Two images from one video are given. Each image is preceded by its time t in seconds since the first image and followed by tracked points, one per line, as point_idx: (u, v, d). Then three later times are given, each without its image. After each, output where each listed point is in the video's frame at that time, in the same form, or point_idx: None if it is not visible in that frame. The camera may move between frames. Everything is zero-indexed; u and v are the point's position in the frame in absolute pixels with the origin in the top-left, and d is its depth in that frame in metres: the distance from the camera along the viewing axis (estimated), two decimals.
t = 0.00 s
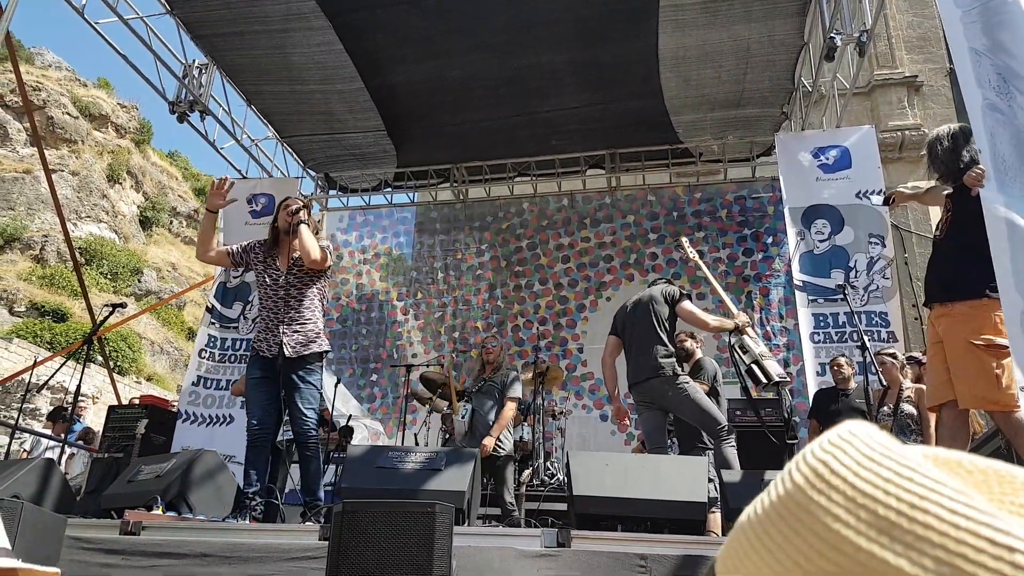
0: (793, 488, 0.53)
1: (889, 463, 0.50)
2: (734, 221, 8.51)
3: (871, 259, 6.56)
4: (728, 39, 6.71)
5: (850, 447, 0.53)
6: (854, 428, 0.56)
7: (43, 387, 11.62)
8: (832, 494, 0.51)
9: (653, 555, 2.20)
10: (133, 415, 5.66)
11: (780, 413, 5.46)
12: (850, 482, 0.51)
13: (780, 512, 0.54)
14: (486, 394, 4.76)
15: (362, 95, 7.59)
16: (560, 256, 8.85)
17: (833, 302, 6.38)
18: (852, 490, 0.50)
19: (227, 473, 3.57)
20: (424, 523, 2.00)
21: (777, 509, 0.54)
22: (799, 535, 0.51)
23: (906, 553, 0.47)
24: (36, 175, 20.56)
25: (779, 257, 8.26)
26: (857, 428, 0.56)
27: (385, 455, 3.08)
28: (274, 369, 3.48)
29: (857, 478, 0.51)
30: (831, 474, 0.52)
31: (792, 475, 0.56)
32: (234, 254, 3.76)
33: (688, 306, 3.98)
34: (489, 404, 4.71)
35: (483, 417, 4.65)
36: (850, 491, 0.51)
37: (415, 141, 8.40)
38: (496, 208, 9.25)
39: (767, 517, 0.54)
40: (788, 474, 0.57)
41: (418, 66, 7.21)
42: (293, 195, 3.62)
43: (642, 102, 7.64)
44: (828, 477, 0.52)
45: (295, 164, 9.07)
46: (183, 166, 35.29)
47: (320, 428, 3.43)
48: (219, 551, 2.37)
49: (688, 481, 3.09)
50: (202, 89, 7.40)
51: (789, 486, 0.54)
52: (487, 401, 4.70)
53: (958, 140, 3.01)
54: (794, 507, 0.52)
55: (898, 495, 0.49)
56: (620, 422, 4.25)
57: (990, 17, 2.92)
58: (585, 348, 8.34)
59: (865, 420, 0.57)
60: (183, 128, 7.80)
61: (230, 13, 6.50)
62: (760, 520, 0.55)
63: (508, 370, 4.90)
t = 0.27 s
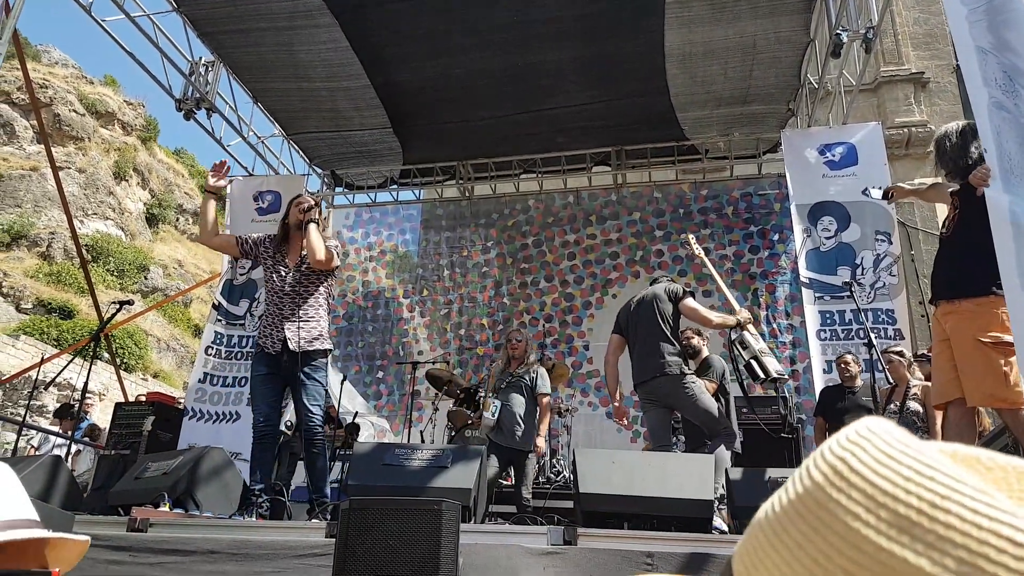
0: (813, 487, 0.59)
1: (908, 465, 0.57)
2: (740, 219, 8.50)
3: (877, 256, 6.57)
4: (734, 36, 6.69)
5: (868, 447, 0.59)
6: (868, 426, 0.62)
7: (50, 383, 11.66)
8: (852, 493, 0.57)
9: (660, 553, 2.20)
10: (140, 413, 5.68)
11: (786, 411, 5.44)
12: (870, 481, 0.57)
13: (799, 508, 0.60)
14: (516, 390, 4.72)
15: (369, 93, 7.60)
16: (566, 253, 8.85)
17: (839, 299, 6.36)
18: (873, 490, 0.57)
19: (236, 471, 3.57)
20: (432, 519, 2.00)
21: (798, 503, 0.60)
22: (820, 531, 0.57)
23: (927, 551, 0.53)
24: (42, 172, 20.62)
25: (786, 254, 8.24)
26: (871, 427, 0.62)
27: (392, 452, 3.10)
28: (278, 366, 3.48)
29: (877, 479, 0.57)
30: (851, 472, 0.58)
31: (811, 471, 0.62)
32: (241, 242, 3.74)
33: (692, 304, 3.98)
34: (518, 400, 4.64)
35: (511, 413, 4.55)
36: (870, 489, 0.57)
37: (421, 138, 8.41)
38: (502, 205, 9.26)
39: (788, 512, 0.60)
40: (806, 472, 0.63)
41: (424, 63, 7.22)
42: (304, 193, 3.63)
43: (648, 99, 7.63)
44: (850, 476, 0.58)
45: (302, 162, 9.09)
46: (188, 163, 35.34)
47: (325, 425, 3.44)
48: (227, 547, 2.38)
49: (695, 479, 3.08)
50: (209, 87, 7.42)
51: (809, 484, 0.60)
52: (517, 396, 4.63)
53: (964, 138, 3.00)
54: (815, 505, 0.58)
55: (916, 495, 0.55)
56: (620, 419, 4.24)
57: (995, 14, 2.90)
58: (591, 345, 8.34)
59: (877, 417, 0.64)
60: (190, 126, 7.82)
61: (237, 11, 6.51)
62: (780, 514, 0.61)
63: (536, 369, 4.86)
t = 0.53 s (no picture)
0: (823, 488, 0.60)
1: (916, 468, 0.58)
2: (743, 220, 8.50)
3: (879, 258, 6.56)
4: (737, 37, 6.69)
5: (878, 448, 0.60)
6: (879, 429, 0.63)
7: (53, 383, 11.69)
8: (861, 494, 0.58)
9: (661, 554, 2.20)
10: (142, 413, 5.70)
11: (789, 412, 5.43)
12: (879, 482, 0.58)
13: (809, 510, 0.60)
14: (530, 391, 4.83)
15: (372, 94, 7.61)
16: (569, 254, 8.85)
17: (842, 300, 6.36)
18: (882, 490, 0.58)
19: (238, 471, 3.60)
20: (434, 521, 2.01)
21: (806, 506, 0.61)
22: (826, 532, 0.58)
23: (934, 552, 0.54)
24: (46, 173, 20.65)
25: (788, 255, 8.24)
26: (881, 430, 0.63)
27: (393, 454, 3.10)
28: (281, 368, 3.49)
29: (886, 480, 0.58)
30: (860, 473, 0.59)
31: (822, 474, 0.62)
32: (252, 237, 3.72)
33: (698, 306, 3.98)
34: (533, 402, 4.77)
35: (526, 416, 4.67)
36: (879, 491, 0.58)
37: (424, 139, 8.42)
38: (505, 206, 9.27)
39: (798, 513, 0.61)
40: (816, 473, 0.64)
41: (427, 64, 7.23)
42: (317, 197, 3.61)
43: (651, 100, 7.63)
44: (858, 477, 0.59)
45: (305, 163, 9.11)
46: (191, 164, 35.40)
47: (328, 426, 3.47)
48: (229, 548, 2.39)
49: (695, 480, 3.08)
50: (212, 87, 7.44)
51: (818, 485, 0.61)
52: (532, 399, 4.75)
53: (965, 140, 3.00)
54: (823, 506, 0.59)
55: (925, 498, 0.56)
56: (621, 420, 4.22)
57: (997, 17, 2.90)
58: (594, 346, 8.34)
59: (888, 420, 0.65)
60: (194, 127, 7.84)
61: (240, 12, 6.53)
62: (790, 517, 0.62)
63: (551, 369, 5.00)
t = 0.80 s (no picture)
0: (823, 488, 0.64)
1: (912, 470, 0.61)
2: (741, 221, 8.51)
3: (876, 259, 6.56)
4: (734, 39, 6.71)
5: (876, 451, 0.64)
6: (876, 433, 0.67)
7: (49, 386, 11.66)
8: (859, 494, 0.62)
9: (658, 555, 2.21)
10: (139, 416, 5.70)
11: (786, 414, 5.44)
12: (877, 482, 0.62)
13: (808, 509, 0.64)
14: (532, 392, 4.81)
15: (370, 96, 7.62)
16: (567, 256, 8.86)
17: (838, 302, 6.38)
18: (880, 492, 0.61)
19: (233, 473, 3.60)
20: (431, 522, 2.01)
21: (808, 506, 0.64)
22: (827, 530, 0.61)
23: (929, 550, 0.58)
24: (42, 175, 20.60)
25: (785, 257, 8.25)
26: (879, 434, 0.67)
27: (391, 456, 3.10)
28: (280, 368, 3.49)
29: (885, 482, 0.62)
30: (859, 475, 0.63)
31: (821, 476, 0.66)
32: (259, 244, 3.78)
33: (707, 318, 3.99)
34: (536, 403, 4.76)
35: (529, 417, 4.70)
36: (877, 491, 0.61)
37: (422, 141, 8.43)
38: (503, 208, 9.29)
39: (798, 512, 0.64)
40: (817, 475, 0.67)
41: (425, 66, 7.24)
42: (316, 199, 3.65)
43: (648, 102, 7.65)
44: (858, 479, 0.63)
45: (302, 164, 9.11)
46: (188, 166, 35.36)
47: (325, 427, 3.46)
48: (227, 551, 2.39)
49: (691, 482, 3.08)
50: (210, 89, 7.44)
51: (819, 486, 0.64)
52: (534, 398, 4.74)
53: (959, 142, 3.01)
54: (823, 506, 0.63)
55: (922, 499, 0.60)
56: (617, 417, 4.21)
57: (990, 20, 2.90)
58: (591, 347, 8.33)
59: (885, 425, 0.69)
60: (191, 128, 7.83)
61: (238, 14, 6.52)
62: (792, 518, 0.65)
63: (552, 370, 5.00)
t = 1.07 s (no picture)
0: (818, 480, 0.61)
1: (911, 457, 0.58)
2: (736, 220, 8.53)
3: (871, 259, 6.58)
4: (731, 38, 6.71)
5: (875, 440, 0.61)
6: (875, 423, 0.63)
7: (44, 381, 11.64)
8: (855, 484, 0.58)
9: (651, 552, 2.22)
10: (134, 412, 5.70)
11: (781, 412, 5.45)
12: (874, 472, 0.58)
13: (804, 500, 0.61)
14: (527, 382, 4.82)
15: (366, 92, 7.61)
16: (562, 254, 8.86)
17: (833, 301, 6.40)
18: (877, 481, 0.57)
19: (226, 469, 3.60)
20: (425, 519, 2.02)
21: (802, 498, 0.61)
22: (818, 523, 0.58)
23: (929, 542, 0.53)
24: (38, 170, 20.52)
25: (780, 256, 8.27)
26: (879, 424, 0.63)
27: (387, 452, 3.10)
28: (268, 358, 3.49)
29: (882, 470, 0.58)
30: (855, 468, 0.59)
31: (817, 466, 0.63)
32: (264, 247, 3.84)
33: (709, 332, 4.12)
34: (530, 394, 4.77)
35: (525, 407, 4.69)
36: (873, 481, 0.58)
37: (418, 138, 8.42)
38: (499, 206, 9.29)
39: (791, 506, 0.61)
40: (813, 466, 0.64)
41: (422, 63, 7.23)
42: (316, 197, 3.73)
43: (644, 100, 7.65)
44: (854, 469, 0.59)
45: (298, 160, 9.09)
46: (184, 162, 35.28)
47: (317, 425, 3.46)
48: (221, 546, 2.39)
49: (684, 480, 3.09)
50: (205, 84, 7.41)
51: (814, 477, 0.61)
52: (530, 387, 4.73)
53: (953, 142, 3.03)
54: (818, 498, 0.59)
55: (917, 490, 0.56)
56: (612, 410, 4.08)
57: (986, 21, 2.93)
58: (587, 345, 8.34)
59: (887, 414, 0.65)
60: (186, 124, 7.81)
61: (234, 9, 6.50)
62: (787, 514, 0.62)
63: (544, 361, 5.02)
